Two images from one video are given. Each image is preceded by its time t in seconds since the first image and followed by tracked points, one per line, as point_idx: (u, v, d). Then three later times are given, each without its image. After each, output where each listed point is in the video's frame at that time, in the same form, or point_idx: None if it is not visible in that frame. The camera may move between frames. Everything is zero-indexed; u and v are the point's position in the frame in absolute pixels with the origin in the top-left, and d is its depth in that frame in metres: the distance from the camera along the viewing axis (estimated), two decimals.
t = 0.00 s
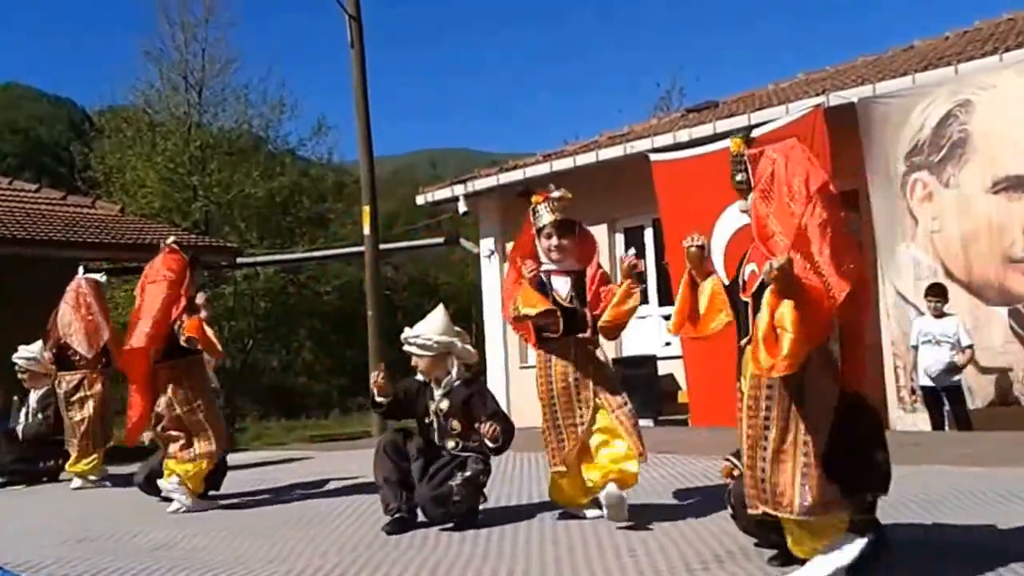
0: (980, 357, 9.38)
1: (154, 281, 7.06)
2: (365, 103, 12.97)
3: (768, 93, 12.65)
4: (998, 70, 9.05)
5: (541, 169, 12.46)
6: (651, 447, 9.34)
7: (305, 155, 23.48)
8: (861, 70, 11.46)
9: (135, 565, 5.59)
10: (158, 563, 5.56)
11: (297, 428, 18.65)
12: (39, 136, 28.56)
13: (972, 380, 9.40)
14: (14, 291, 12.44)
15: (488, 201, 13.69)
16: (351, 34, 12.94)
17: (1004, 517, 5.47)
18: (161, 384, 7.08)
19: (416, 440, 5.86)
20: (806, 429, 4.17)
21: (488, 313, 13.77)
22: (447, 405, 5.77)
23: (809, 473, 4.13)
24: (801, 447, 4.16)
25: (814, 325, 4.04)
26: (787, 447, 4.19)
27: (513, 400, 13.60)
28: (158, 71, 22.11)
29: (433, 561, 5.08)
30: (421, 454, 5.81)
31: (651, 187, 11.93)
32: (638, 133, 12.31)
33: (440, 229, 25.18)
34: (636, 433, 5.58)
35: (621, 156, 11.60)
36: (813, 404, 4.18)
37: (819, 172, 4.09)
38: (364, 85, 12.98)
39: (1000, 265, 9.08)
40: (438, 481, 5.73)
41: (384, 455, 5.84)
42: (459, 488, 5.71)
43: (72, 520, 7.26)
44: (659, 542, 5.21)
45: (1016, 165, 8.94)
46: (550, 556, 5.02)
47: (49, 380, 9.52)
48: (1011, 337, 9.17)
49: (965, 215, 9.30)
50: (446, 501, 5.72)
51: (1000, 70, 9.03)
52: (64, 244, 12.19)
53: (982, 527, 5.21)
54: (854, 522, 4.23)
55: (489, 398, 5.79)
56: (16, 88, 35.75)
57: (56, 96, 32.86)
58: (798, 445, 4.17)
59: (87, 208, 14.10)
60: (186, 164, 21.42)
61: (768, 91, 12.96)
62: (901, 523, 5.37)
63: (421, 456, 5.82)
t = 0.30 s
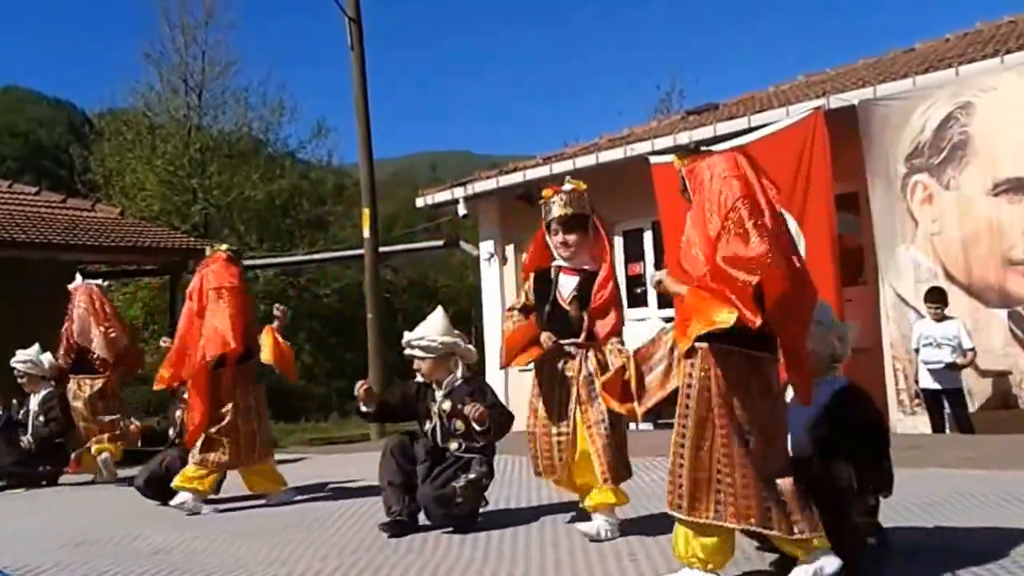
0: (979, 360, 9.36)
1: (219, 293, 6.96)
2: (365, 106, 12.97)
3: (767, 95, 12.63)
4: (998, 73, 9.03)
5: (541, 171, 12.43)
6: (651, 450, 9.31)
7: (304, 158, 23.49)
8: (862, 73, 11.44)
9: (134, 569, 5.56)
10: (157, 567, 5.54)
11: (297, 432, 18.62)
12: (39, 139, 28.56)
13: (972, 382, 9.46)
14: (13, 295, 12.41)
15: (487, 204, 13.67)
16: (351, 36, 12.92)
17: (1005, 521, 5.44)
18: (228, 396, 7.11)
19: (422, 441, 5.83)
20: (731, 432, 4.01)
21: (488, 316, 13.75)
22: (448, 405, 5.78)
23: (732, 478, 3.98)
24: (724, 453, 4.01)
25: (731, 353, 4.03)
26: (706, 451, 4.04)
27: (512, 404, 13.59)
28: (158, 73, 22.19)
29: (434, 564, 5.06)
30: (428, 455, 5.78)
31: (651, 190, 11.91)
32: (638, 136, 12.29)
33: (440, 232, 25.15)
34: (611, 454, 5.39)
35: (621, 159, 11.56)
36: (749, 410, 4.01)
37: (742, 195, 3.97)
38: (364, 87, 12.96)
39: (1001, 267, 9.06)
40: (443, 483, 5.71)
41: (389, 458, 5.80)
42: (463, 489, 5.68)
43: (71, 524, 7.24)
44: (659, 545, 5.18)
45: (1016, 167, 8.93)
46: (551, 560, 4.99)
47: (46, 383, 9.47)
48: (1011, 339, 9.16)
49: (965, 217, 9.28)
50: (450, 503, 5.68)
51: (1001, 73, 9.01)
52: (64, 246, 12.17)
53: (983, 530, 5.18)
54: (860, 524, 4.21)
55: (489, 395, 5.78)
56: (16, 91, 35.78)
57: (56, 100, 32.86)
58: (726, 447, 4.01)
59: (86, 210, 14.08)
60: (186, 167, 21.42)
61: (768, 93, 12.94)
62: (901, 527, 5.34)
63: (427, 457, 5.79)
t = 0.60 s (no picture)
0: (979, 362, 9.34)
1: (278, 292, 7.14)
2: (365, 108, 12.95)
3: (767, 97, 12.62)
4: (999, 75, 9.02)
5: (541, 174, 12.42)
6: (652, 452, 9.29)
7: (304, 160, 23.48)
8: (862, 75, 11.42)
9: (134, 572, 5.55)
10: (157, 571, 5.52)
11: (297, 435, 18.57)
12: (39, 142, 28.56)
13: (970, 385, 9.39)
14: (13, 298, 12.39)
15: (487, 206, 13.65)
16: (351, 39, 12.91)
17: (1007, 524, 5.42)
18: (278, 396, 7.23)
19: (416, 447, 5.83)
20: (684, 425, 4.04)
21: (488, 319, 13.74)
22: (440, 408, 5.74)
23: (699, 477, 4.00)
24: (685, 453, 4.02)
25: (678, 357, 4.09)
26: (667, 448, 4.05)
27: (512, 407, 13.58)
28: (157, 76, 22.18)
29: (433, 567, 5.04)
30: (423, 460, 5.75)
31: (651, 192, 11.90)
32: (638, 138, 12.28)
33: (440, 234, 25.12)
34: (590, 461, 4.92)
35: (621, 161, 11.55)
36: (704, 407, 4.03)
37: (668, 204, 4.06)
38: (364, 89, 12.95)
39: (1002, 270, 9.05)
40: (438, 484, 5.67)
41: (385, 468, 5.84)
42: (456, 491, 5.64)
43: (71, 527, 7.23)
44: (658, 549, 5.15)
45: (1016, 170, 8.91)
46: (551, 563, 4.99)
47: (45, 385, 9.47)
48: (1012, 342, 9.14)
49: (965, 219, 9.27)
50: (445, 505, 5.65)
51: (1002, 75, 8.99)
52: (64, 249, 12.15)
53: (985, 533, 5.15)
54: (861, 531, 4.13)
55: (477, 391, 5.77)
56: (16, 93, 35.76)
57: (56, 102, 32.88)
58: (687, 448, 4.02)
59: (86, 213, 14.07)
60: (186, 170, 21.41)
61: (768, 95, 12.92)
62: (902, 530, 5.32)
63: (422, 462, 5.77)
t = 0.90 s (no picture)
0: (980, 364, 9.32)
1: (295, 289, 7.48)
2: (365, 110, 12.93)
3: (768, 99, 12.60)
4: (1000, 76, 9.01)
5: (541, 176, 12.40)
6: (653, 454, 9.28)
7: (304, 162, 23.47)
8: (862, 77, 11.41)
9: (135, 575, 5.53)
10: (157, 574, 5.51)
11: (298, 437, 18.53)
12: (38, 145, 28.57)
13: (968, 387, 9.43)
14: (13, 301, 12.36)
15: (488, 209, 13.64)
16: (352, 41, 12.90)
17: (1010, 526, 5.40)
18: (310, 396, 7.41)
19: (417, 450, 5.86)
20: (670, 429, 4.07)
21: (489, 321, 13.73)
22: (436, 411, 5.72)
23: (692, 478, 4.03)
24: (669, 458, 4.06)
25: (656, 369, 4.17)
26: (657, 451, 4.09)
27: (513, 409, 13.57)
28: (157, 79, 22.17)
29: (434, 570, 5.03)
30: (422, 463, 5.76)
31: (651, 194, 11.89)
32: (639, 140, 12.27)
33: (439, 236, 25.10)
34: (478, 481, 4.70)
35: (622, 163, 11.53)
36: (684, 409, 4.06)
37: (637, 226, 4.15)
38: (365, 92, 12.94)
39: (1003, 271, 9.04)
40: (433, 488, 5.70)
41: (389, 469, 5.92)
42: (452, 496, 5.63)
43: (71, 530, 7.21)
44: (658, 552, 5.13)
45: (1017, 171, 8.91)
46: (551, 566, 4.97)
47: (46, 388, 9.44)
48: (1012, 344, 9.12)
49: (966, 221, 9.25)
50: (440, 508, 5.67)
51: (1003, 76, 8.98)
52: (64, 251, 12.13)
53: (986, 536, 5.12)
54: (859, 533, 4.11)
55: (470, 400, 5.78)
56: (16, 96, 35.73)
57: (56, 105, 32.87)
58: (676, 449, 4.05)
59: (86, 216, 14.05)
60: (186, 172, 21.39)
61: (768, 97, 12.91)
62: (902, 533, 5.29)
63: (421, 464, 5.79)
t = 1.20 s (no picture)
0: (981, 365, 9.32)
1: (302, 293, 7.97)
2: (365, 112, 12.91)
3: (769, 101, 12.57)
4: (1002, 77, 8.99)
5: (542, 177, 12.38)
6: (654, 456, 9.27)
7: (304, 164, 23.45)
8: (863, 78, 11.39)
9: None
10: None
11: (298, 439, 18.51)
12: (38, 147, 28.54)
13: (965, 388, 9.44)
14: (13, 303, 12.33)
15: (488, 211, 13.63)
16: (352, 43, 12.87)
17: (1011, 529, 5.40)
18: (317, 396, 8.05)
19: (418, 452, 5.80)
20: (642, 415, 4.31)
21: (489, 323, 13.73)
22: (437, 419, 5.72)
23: (657, 461, 4.24)
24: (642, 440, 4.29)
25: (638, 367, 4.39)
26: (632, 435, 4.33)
27: (514, 411, 13.57)
28: (157, 80, 22.15)
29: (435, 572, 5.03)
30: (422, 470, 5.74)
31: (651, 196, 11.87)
32: (639, 142, 12.25)
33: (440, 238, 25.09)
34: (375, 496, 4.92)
35: (622, 164, 11.52)
36: (667, 409, 4.22)
37: (629, 232, 4.39)
38: (365, 93, 12.91)
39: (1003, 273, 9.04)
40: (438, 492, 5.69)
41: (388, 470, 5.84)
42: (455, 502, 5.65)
43: (71, 533, 7.20)
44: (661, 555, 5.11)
45: (1018, 173, 8.90)
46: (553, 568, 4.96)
47: (50, 391, 9.33)
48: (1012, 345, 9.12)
49: (967, 223, 9.24)
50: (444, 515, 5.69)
51: (1004, 78, 8.97)
52: (64, 253, 12.11)
53: (990, 539, 5.11)
54: (861, 536, 4.11)
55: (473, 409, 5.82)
56: (15, 97, 35.66)
57: (56, 106, 32.81)
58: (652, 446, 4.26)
59: (86, 218, 14.03)
60: (186, 174, 21.38)
61: (769, 99, 12.88)
62: (904, 536, 5.27)
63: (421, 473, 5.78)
